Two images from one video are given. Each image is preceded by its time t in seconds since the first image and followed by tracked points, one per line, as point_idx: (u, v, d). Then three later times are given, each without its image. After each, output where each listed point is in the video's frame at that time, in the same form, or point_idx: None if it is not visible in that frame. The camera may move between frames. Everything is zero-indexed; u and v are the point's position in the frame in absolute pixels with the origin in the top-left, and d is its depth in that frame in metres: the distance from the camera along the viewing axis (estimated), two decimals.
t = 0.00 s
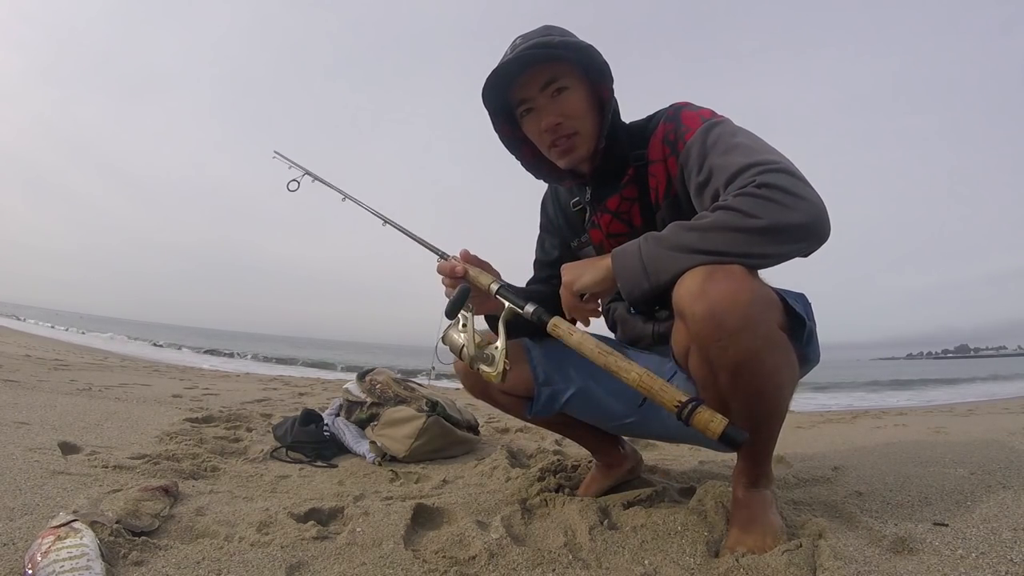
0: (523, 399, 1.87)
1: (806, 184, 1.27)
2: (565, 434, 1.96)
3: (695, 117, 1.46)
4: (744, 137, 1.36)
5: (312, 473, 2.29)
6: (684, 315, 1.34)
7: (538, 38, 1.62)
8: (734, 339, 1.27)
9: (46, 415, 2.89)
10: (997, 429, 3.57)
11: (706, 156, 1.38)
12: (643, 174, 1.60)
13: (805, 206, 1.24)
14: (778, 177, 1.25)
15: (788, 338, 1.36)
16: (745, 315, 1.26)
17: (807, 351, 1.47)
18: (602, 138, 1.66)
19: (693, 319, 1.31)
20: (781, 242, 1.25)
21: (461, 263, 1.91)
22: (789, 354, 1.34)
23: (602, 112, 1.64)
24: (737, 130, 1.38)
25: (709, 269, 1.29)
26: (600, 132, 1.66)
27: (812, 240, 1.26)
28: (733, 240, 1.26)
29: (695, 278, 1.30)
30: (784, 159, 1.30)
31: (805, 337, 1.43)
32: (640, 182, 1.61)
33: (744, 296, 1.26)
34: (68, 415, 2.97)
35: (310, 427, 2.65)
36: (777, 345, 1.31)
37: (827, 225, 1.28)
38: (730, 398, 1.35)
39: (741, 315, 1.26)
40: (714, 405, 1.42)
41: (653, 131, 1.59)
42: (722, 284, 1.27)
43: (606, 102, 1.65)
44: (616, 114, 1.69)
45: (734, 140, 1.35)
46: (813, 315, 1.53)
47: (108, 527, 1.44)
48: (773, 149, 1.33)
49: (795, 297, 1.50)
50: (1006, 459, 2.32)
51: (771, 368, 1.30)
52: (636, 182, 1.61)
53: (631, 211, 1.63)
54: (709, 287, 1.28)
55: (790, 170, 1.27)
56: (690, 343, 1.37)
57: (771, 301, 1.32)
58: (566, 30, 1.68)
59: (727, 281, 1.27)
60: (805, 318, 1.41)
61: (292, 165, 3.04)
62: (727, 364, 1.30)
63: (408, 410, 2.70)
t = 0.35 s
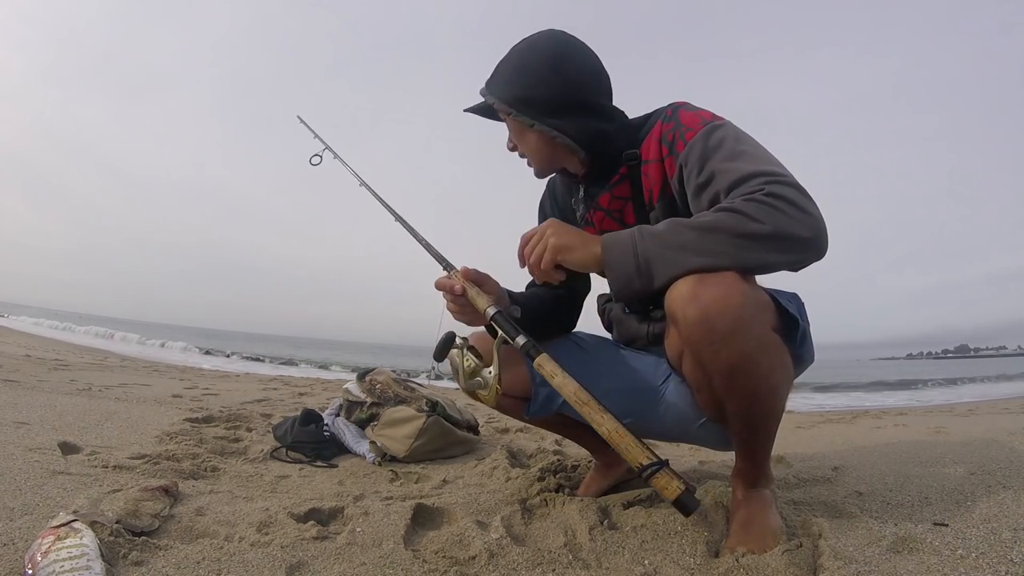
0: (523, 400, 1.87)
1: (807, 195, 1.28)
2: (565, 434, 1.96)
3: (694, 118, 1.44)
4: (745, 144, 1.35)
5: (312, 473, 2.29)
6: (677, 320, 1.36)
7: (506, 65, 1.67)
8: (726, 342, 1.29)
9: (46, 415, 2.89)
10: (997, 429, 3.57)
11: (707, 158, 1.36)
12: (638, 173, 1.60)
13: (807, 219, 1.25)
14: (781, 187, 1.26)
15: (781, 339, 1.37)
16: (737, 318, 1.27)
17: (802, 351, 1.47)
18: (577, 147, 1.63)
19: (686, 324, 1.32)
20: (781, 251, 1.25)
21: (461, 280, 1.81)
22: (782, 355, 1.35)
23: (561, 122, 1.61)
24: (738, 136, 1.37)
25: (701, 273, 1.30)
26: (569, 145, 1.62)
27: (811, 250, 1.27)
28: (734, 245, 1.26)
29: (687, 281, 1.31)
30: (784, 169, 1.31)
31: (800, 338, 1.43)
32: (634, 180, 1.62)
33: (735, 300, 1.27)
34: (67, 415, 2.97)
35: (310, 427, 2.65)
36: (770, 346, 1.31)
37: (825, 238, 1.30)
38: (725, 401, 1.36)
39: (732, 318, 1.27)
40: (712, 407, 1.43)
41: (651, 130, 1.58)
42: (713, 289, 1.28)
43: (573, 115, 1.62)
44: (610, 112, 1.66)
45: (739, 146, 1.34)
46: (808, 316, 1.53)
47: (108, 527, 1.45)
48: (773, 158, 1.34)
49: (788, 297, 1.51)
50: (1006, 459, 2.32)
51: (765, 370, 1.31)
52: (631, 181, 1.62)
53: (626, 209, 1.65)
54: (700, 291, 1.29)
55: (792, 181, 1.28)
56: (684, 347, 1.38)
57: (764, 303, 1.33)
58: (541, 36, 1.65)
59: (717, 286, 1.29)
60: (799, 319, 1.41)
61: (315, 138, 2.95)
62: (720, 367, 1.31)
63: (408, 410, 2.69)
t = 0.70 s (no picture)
0: (525, 394, 1.88)
1: (781, 184, 1.27)
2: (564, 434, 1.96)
3: (668, 118, 1.44)
4: (716, 137, 1.34)
5: (312, 473, 2.29)
6: (665, 325, 1.38)
7: (500, 78, 1.70)
8: (713, 345, 1.30)
9: (46, 415, 2.89)
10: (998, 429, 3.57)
11: (680, 154, 1.35)
12: (621, 174, 1.59)
13: (782, 208, 1.24)
14: (753, 178, 1.25)
15: (771, 339, 1.38)
16: (721, 321, 1.29)
17: (792, 351, 1.48)
18: (562, 153, 1.63)
19: (673, 328, 1.34)
20: (759, 244, 1.24)
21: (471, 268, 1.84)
22: (773, 356, 1.35)
23: (547, 133, 1.62)
24: (708, 130, 1.36)
25: (683, 279, 1.32)
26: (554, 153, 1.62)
27: (789, 239, 1.26)
28: (711, 241, 1.25)
29: (670, 287, 1.33)
30: (757, 160, 1.30)
31: (790, 337, 1.43)
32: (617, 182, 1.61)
33: (718, 303, 1.29)
34: (68, 415, 2.97)
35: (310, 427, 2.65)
36: (758, 347, 1.32)
37: (805, 225, 1.28)
38: (717, 404, 1.37)
39: (717, 322, 1.29)
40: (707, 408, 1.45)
41: (629, 130, 1.57)
42: (697, 293, 1.30)
43: (560, 121, 1.62)
44: (601, 113, 1.65)
45: (711, 140, 1.33)
46: (798, 316, 1.54)
47: (108, 527, 1.45)
48: (745, 150, 1.33)
49: (778, 297, 1.51)
50: (1006, 459, 2.31)
51: (754, 371, 1.32)
52: (615, 182, 1.61)
53: (611, 210, 1.64)
54: (684, 296, 1.31)
55: (764, 170, 1.27)
56: (674, 352, 1.40)
57: (750, 304, 1.33)
58: (531, 45, 1.66)
59: (701, 289, 1.30)
60: (787, 319, 1.41)
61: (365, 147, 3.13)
62: (709, 370, 1.33)
63: (408, 410, 2.69)
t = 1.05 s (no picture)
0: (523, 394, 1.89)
1: (773, 180, 1.27)
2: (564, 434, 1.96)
3: (658, 117, 1.43)
4: (706, 135, 1.33)
5: (312, 473, 2.29)
6: (662, 329, 1.38)
7: (498, 79, 1.70)
8: (710, 347, 1.30)
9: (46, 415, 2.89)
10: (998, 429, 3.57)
11: (671, 155, 1.34)
12: (614, 174, 1.59)
13: (776, 205, 1.24)
14: (747, 176, 1.24)
15: (768, 341, 1.38)
16: (718, 323, 1.29)
17: (790, 352, 1.48)
18: (557, 154, 1.62)
19: (670, 332, 1.34)
20: (755, 243, 1.25)
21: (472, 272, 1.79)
22: (770, 358, 1.35)
23: (544, 134, 1.62)
24: (697, 128, 1.35)
25: (680, 282, 1.32)
26: (552, 154, 1.62)
27: (785, 236, 1.26)
28: (707, 245, 1.26)
29: (666, 290, 1.33)
30: (749, 156, 1.29)
31: (788, 338, 1.43)
32: (611, 181, 1.61)
33: (715, 305, 1.29)
34: (68, 415, 2.97)
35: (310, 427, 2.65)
36: (755, 349, 1.32)
37: (800, 219, 1.28)
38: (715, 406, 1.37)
39: (713, 324, 1.29)
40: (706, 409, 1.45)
41: (618, 130, 1.56)
42: (693, 296, 1.30)
43: (556, 124, 1.62)
44: (598, 115, 1.64)
45: (700, 139, 1.33)
46: (796, 317, 1.54)
47: (108, 527, 1.45)
48: (736, 146, 1.32)
49: (776, 299, 1.51)
50: (1006, 459, 2.31)
51: (752, 373, 1.32)
52: (608, 182, 1.61)
53: (605, 210, 1.64)
54: (681, 299, 1.31)
55: (757, 168, 1.26)
56: (671, 355, 1.40)
57: (747, 306, 1.33)
58: (530, 46, 1.66)
59: (697, 292, 1.30)
60: (785, 320, 1.41)
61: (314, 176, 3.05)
62: (707, 372, 1.33)
63: (408, 410, 2.69)
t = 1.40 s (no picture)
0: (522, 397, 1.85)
1: (769, 178, 1.27)
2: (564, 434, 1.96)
3: (650, 115, 1.44)
4: (700, 135, 1.33)
5: (312, 474, 2.29)
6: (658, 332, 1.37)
7: (493, 82, 1.70)
8: (707, 350, 1.30)
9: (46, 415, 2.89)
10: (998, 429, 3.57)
11: (666, 155, 1.34)
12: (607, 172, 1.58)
13: (773, 203, 1.24)
14: (742, 176, 1.24)
15: (766, 342, 1.38)
16: (715, 326, 1.29)
17: (788, 352, 1.48)
18: (552, 154, 1.61)
19: (667, 335, 1.34)
20: (753, 243, 1.24)
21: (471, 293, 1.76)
22: (768, 359, 1.35)
23: (539, 134, 1.61)
24: (691, 128, 1.35)
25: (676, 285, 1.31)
26: (548, 153, 1.62)
27: (782, 235, 1.26)
28: (705, 246, 1.25)
29: (663, 293, 1.33)
30: (743, 155, 1.29)
31: (786, 339, 1.43)
32: (604, 180, 1.61)
33: (712, 308, 1.29)
34: (68, 415, 2.98)
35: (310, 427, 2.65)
36: (752, 351, 1.32)
37: (797, 217, 1.28)
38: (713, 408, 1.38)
39: (710, 328, 1.29)
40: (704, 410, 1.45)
41: (610, 129, 1.56)
42: (690, 299, 1.30)
43: (552, 124, 1.62)
44: (592, 116, 1.65)
45: (694, 138, 1.33)
46: (793, 317, 1.54)
47: (108, 527, 1.45)
48: (730, 145, 1.32)
49: (774, 299, 1.51)
50: (1006, 459, 2.32)
51: (749, 375, 1.32)
52: (601, 181, 1.61)
53: (599, 209, 1.63)
54: (677, 302, 1.31)
55: (752, 167, 1.26)
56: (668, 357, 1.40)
57: (744, 307, 1.33)
58: (524, 48, 1.66)
59: (694, 295, 1.30)
60: (783, 321, 1.41)
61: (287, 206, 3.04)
62: (704, 375, 1.33)
63: (408, 410, 2.69)
